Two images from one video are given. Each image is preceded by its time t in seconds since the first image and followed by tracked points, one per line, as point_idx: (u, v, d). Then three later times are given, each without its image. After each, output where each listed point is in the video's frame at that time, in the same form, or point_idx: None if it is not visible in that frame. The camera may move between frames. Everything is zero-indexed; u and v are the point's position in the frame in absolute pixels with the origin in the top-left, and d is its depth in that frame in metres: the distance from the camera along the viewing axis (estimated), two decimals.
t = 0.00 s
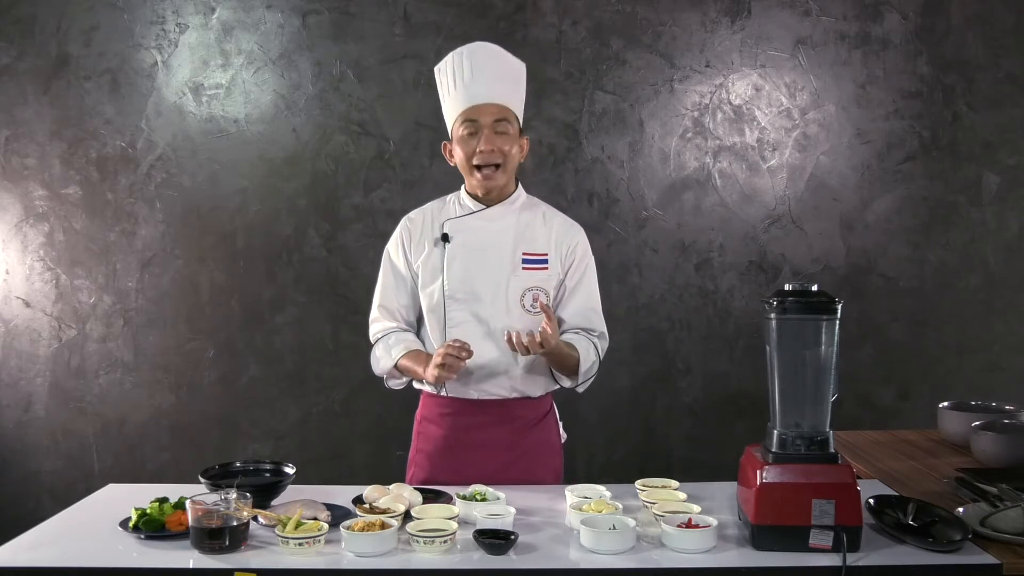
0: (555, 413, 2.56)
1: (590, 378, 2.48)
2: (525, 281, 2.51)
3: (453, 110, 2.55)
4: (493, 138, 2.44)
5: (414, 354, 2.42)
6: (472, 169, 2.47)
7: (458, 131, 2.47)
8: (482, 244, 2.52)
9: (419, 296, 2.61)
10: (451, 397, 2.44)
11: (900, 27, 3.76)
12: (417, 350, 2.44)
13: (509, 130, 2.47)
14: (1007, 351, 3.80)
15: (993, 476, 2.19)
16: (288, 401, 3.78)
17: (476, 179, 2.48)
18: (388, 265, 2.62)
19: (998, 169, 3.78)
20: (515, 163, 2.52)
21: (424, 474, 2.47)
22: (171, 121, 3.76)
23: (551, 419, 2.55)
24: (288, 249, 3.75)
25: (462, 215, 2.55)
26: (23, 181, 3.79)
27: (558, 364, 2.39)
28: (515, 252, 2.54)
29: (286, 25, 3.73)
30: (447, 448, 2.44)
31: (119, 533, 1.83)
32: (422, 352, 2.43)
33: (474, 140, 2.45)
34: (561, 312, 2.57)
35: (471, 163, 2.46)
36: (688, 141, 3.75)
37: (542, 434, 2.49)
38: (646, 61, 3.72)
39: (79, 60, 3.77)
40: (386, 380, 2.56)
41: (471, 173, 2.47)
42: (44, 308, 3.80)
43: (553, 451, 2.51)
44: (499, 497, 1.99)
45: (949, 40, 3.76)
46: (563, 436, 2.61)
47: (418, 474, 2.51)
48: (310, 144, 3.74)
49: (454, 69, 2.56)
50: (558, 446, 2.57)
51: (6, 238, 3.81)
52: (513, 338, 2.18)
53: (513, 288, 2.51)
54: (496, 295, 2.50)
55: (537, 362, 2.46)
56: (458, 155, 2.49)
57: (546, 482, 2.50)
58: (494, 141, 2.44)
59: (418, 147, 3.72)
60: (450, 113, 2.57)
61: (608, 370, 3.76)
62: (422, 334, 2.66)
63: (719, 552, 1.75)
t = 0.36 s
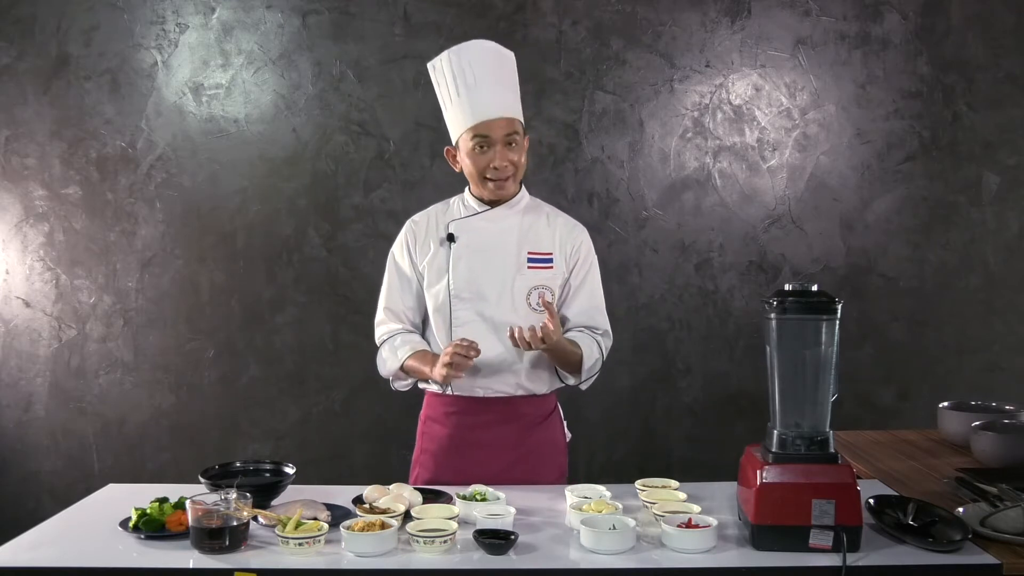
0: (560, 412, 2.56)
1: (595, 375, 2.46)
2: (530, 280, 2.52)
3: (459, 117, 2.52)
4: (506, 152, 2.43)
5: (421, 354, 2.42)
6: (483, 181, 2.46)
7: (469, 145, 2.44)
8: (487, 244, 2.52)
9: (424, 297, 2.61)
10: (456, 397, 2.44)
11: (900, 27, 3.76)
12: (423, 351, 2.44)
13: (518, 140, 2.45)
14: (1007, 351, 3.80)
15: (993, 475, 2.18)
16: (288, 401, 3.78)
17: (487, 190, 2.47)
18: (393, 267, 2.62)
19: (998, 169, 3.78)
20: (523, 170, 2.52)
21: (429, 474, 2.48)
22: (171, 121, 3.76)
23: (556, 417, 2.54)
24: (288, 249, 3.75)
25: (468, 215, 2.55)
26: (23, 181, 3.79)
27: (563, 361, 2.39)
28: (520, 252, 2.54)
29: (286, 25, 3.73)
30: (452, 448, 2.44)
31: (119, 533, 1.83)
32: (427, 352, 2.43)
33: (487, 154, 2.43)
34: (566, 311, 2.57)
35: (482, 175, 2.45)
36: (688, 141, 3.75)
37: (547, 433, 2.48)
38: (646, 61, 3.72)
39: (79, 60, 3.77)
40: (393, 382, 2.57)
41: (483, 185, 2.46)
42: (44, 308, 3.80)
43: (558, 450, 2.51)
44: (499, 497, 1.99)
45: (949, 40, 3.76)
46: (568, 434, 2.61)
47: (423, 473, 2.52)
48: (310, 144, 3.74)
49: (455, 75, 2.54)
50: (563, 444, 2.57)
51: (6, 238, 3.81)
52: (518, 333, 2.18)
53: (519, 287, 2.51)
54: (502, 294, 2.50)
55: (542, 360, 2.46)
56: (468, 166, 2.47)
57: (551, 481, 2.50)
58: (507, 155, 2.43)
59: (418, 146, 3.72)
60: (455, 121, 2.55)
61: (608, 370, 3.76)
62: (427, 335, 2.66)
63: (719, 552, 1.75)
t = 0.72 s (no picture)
0: (561, 412, 2.56)
1: (599, 378, 2.47)
2: (534, 281, 2.52)
3: (461, 120, 2.53)
4: (500, 156, 2.42)
5: (423, 352, 2.42)
6: (480, 184, 2.46)
7: (464, 149, 2.45)
8: (492, 244, 2.52)
9: (428, 295, 2.61)
10: (458, 395, 2.44)
11: (900, 27, 3.76)
12: (425, 348, 2.44)
13: (514, 145, 2.43)
14: (1007, 351, 3.80)
15: (993, 475, 2.19)
16: (288, 401, 3.78)
17: (486, 193, 2.48)
18: (398, 264, 2.62)
19: (998, 169, 3.78)
20: (525, 173, 2.50)
21: (431, 473, 2.48)
22: (171, 121, 3.76)
23: (558, 417, 2.55)
24: (288, 249, 3.75)
25: (473, 215, 2.55)
26: (23, 181, 3.79)
27: (568, 360, 2.39)
28: (525, 253, 2.54)
29: (286, 25, 3.73)
30: (454, 447, 2.44)
31: (119, 533, 1.83)
32: (427, 351, 2.43)
33: (481, 158, 2.43)
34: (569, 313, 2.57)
35: (479, 178, 2.46)
36: (688, 141, 3.75)
37: (548, 432, 2.49)
38: (646, 61, 3.72)
39: (79, 60, 3.77)
40: (394, 378, 2.57)
41: (480, 189, 2.47)
42: (44, 308, 3.80)
43: (559, 449, 2.52)
44: (499, 497, 1.99)
45: (949, 39, 3.76)
46: (569, 434, 2.61)
47: (425, 472, 2.51)
48: (310, 144, 3.74)
49: (459, 77, 2.55)
50: (564, 445, 2.58)
51: (6, 238, 3.81)
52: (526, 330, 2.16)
53: (522, 288, 2.51)
54: (506, 295, 2.50)
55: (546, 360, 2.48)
56: (467, 169, 2.48)
57: (552, 481, 2.50)
58: (500, 159, 2.41)
59: (418, 146, 3.72)
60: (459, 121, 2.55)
61: (608, 370, 3.76)
62: (430, 333, 2.66)
63: (719, 552, 1.75)
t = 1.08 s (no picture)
0: (558, 413, 2.56)
1: (593, 383, 2.45)
2: (530, 284, 2.52)
3: (463, 119, 2.53)
4: (493, 157, 2.40)
5: (418, 350, 2.42)
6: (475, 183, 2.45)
7: (460, 146, 2.44)
8: (490, 244, 2.52)
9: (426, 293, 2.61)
10: (454, 396, 2.44)
11: (900, 27, 3.76)
12: (420, 347, 2.43)
13: (510, 147, 2.42)
14: (1007, 351, 3.80)
15: (993, 476, 2.18)
16: (288, 401, 3.78)
17: (480, 193, 2.46)
18: (397, 262, 2.63)
19: (998, 168, 3.78)
20: (520, 175, 2.48)
21: (428, 474, 2.48)
22: (171, 121, 3.76)
23: (555, 418, 2.55)
24: (288, 249, 3.75)
25: (472, 215, 2.55)
26: (23, 181, 3.79)
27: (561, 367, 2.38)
28: (522, 254, 2.54)
29: (286, 25, 3.73)
30: (451, 447, 2.44)
31: (119, 533, 1.83)
32: (422, 351, 2.42)
33: (475, 157, 2.42)
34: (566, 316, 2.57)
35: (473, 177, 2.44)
36: (688, 141, 3.75)
37: (545, 433, 2.48)
38: (646, 61, 3.72)
39: (79, 60, 3.77)
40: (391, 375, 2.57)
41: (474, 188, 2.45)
42: (44, 308, 3.80)
43: (556, 450, 2.51)
44: (499, 497, 1.99)
45: (949, 39, 3.76)
46: (567, 435, 2.61)
47: (421, 472, 2.51)
48: (310, 144, 3.74)
49: (467, 76, 2.56)
50: (562, 445, 2.57)
51: (6, 238, 3.81)
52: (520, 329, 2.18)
53: (518, 290, 2.51)
54: (502, 296, 2.50)
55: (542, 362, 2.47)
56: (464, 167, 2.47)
57: (550, 481, 2.49)
58: (493, 159, 2.40)
59: (418, 146, 3.72)
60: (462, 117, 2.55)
61: (608, 370, 3.76)
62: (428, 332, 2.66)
63: (718, 552, 1.75)
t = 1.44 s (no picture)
0: (560, 413, 2.56)
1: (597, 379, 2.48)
2: (532, 282, 2.52)
3: (457, 121, 2.53)
4: (493, 158, 2.40)
5: (420, 354, 2.41)
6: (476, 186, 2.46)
7: (459, 150, 2.44)
8: (490, 244, 2.52)
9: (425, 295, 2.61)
10: (456, 397, 2.44)
11: (900, 26, 3.76)
12: (422, 351, 2.43)
13: (510, 147, 2.42)
14: (1007, 351, 3.80)
15: (993, 475, 2.19)
16: (288, 401, 3.78)
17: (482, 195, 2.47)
18: (394, 264, 2.61)
19: (998, 168, 3.77)
20: (521, 175, 2.48)
21: (430, 475, 2.47)
22: (171, 121, 3.76)
23: (557, 419, 2.55)
24: (288, 249, 3.75)
25: (470, 216, 2.55)
26: (23, 181, 3.79)
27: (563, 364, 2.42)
28: (523, 253, 2.54)
29: (286, 25, 3.73)
30: (452, 448, 2.44)
31: (119, 533, 1.83)
32: (422, 356, 2.41)
33: (475, 160, 2.42)
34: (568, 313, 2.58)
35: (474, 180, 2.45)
36: (688, 141, 3.75)
37: (547, 433, 2.49)
38: (646, 61, 3.72)
39: (79, 60, 3.77)
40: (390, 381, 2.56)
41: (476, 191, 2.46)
42: (44, 308, 3.80)
43: (558, 450, 2.52)
44: (499, 497, 1.99)
45: (949, 39, 3.76)
46: (568, 435, 2.61)
47: (423, 474, 2.51)
48: (310, 144, 3.74)
49: (457, 77, 2.55)
50: (563, 446, 2.58)
51: (6, 238, 3.81)
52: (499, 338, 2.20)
53: (521, 289, 2.51)
54: (504, 295, 2.50)
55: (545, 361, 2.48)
56: (463, 171, 2.48)
57: (552, 482, 2.50)
58: (494, 161, 2.40)
59: (418, 146, 3.72)
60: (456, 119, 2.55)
61: (608, 370, 3.76)
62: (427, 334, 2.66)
63: (718, 552, 1.75)
